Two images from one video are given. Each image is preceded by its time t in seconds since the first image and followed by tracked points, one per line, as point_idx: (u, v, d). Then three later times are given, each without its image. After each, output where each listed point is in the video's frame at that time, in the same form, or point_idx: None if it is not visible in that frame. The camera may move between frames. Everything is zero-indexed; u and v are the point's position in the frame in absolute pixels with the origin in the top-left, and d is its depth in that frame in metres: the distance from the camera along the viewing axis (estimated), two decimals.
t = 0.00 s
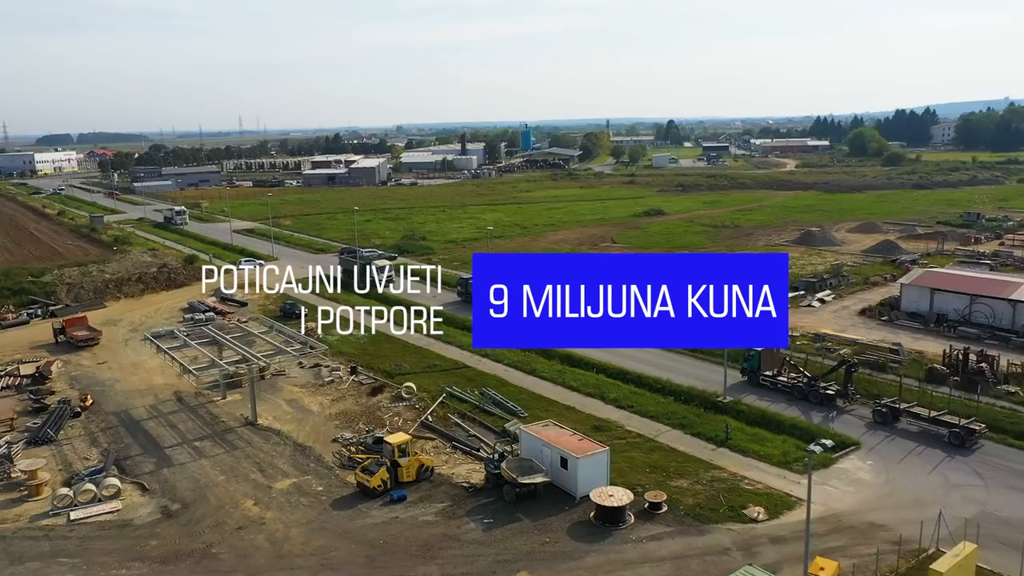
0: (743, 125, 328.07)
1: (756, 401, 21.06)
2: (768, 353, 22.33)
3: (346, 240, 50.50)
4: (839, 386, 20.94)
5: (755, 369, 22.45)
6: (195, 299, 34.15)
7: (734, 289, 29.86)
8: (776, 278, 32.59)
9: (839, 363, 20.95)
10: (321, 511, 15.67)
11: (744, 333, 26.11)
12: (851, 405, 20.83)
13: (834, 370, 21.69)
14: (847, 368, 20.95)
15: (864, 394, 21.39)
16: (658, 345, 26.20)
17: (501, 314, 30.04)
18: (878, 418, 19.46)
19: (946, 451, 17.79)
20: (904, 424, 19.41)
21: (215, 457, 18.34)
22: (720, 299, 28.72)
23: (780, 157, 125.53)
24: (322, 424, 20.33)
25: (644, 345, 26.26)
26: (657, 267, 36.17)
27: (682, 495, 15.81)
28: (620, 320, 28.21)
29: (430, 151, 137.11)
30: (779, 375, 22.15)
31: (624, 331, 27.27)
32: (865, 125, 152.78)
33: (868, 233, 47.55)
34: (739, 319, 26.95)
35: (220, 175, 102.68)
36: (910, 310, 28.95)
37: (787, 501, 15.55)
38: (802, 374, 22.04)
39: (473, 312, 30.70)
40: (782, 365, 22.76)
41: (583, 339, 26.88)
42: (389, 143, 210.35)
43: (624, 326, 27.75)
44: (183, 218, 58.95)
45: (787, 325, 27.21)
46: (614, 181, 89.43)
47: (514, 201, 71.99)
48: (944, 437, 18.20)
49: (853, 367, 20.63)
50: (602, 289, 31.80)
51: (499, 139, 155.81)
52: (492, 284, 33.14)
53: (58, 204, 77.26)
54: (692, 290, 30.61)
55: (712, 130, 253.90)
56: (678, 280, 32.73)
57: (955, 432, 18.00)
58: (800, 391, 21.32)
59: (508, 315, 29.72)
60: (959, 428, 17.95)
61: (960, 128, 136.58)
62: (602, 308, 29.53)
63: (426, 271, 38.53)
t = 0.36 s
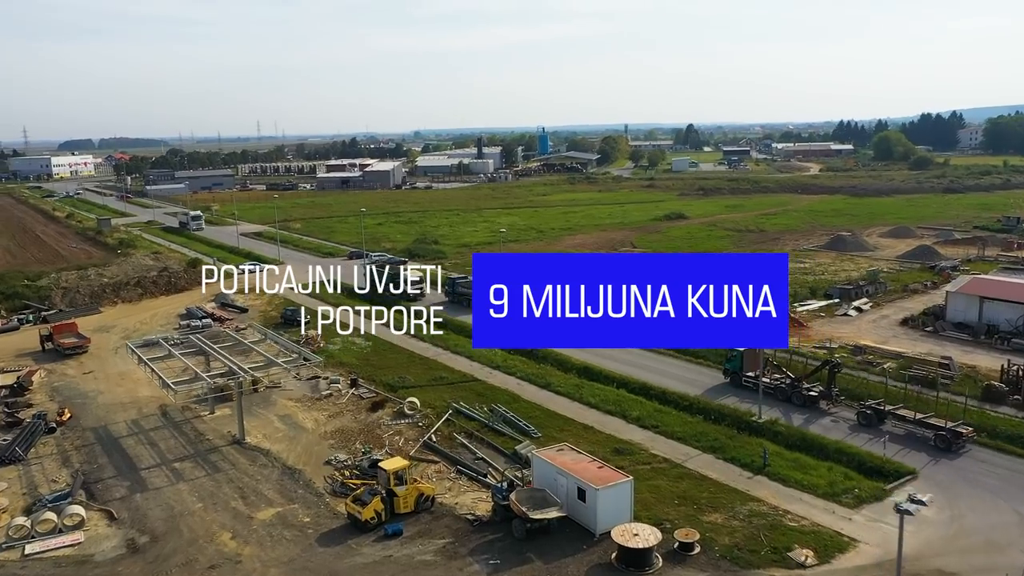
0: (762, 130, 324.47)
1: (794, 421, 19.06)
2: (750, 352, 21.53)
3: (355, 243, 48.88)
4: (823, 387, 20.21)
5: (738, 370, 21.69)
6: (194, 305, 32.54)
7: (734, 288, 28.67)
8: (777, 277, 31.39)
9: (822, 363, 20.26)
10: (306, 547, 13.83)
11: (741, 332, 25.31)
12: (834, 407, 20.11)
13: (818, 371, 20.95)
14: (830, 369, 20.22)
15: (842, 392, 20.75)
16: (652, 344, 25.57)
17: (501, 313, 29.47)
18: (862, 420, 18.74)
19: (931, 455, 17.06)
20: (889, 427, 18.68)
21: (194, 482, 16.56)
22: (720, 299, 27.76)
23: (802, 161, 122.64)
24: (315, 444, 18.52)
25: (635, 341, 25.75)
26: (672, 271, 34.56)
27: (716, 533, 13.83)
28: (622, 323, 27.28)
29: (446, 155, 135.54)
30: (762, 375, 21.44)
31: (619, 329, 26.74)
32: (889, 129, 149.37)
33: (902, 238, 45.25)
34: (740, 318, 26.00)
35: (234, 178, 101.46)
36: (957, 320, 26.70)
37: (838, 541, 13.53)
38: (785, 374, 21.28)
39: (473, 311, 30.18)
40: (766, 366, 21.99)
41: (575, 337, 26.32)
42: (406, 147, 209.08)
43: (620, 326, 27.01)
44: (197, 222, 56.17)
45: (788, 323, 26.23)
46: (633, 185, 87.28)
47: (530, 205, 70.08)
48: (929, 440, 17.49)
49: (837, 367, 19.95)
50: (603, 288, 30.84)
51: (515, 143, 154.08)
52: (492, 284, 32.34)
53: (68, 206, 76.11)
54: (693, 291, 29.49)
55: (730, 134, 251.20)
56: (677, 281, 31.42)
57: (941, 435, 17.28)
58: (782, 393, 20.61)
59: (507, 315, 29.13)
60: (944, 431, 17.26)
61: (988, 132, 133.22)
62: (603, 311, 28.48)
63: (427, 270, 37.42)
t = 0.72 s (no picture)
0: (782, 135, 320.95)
1: (839, 443, 16.98)
2: (732, 353, 20.69)
3: (364, 247, 47.29)
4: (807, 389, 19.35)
5: (720, 371, 20.87)
6: (192, 311, 30.97)
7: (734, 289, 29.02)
8: (776, 279, 31.71)
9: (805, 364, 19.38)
10: None
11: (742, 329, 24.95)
12: (819, 409, 19.24)
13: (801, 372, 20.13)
14: (814, 370, 19.41)
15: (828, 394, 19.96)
16: (650, 338, 25.15)
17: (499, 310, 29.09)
18: (845, 423, 17.89)
19: (916, 458, 16.22)
20: (873, 431, 17.82)
21: (169, 509, 14.83)
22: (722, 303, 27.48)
23: (825, 165, 119.91)
24: (305, 466, 16.74)
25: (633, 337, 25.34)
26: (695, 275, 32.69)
27: None
28: (624, 323, 26.72)
29: (462, 159, 133.89)
30: (744, 377, 20.61)
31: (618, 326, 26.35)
32: (914, 133, 146.33)
33: (937, 244, 43.01)
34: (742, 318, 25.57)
35: (247, 183, 100.29)
36: (1008, 331, 24.47)
37: None
38: (768, 376, 20.47)
39: (472, 311, 29.40)
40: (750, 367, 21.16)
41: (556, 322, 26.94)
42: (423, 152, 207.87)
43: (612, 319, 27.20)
44: (212, 228, 54.21)
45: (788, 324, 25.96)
46: (652, 189, 85.11)
47: (547, 209, 68.20)
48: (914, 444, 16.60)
49: (821, 368, 19.11)
50: (603, 290, 30.46)
51: (532, 148, 152.30)
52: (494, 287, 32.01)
53: (79, 210, 75.16)
54: (693, 295, 29.00)
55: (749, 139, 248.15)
56: (676, 282, 31.31)
57: (926, 439, 16.41)
58: (763, 394, 19.80)
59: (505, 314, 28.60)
60: (930, 434, 16.39)
61: (1017, 136, 129.83)
62: (600, 303, 28.96)
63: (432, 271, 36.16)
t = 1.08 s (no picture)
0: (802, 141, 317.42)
1: (901, 478, 14.73)
2: (713, 353, 20.05)
3: (374, 250, 45.62)
4: (789, 389, 18.70)
5: (701, 372, 20.26)
6: (189, 316, 29.34)
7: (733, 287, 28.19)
8: (776, 279, 30.54)
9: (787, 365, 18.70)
10: None
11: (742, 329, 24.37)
12: (800, 411, 18.61)
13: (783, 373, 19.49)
14: (796, 370, 18.69)
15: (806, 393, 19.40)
16: (646, 336, 24.52)
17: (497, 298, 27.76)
18: (825, 425, 17.23)
19: (897, 462, 15.51)
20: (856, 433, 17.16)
21: (130, 545, 13.01)
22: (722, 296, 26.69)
23: (850, 170, 117.10)
24: (290, 494, 14.88)
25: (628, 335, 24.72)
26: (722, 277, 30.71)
27: None
28: (621, 319, 26.00)
29: (478, 163, 132.18)
30: (726, 377, 20.01)
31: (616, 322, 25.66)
32: (941, 138, 143.13)
33: (978, 249, 40.62)
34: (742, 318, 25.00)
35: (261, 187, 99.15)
36: None
37: None
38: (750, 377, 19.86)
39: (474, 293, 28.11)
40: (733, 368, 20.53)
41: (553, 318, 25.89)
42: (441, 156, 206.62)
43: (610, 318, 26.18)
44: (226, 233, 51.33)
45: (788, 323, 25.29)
46: (673, 193, 82.86)
47: (564, 213, 66.30)
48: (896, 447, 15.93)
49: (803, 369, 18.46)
50: (603, 284, 29.67)
51: (549, 152, 150.50)
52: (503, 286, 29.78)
53: (89, 213, 74.06)
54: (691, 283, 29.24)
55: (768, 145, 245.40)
56: (680, 277, 30.38)
57: (908, 442, 15.74)
58: (744, 396, 19.18)
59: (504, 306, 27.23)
60: (913, 436, 15.72)
61: None
62: (599, 301, 27.77)
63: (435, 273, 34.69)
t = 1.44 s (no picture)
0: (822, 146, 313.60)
1: (978, 518, 12.63)
2: (694, 352, 19.45)
3: (383, 254, 43.96)
4: (770, 389, 18.13)
5: (682, 372, 19.69)
6: (184, 322, 27.74)
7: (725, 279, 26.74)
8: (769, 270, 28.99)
9: (767, 364, 18.08)
10: None
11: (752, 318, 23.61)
12: (782, 411, 18.05)
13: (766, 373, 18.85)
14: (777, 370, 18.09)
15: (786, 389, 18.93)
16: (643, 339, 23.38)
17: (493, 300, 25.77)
18: (806, 427, 16.65)
19: (876, 466, 14.96)
20: (836, 435, 16.58)
21: None
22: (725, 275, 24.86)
23: (875, 175, 114.15)
24: (269, 528, 13.05)
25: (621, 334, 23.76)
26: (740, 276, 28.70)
27: None
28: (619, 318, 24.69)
29: (494, 167, 130.53)
30: (708, 377, 19.43)
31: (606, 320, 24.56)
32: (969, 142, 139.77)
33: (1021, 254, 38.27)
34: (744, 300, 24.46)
35: (274, 190, 98.06)
36: None
37: None
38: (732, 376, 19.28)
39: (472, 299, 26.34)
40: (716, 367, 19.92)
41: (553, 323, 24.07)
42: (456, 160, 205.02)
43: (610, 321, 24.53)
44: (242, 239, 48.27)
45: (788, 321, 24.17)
46: (693, 197, 80.65)
47: (581, 216, 64.41)
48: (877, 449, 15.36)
49: (785, 369, 17.72)
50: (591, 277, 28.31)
51: (566, 156, 148.64)
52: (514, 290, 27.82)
53: (98, 216, 73.00)
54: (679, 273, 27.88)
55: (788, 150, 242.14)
56: (680, 271, 28.14)
57: (890, 444, 15.15)
58: (724, 397, 18.63)
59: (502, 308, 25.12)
60: (895, 439, 15.17)
61: None
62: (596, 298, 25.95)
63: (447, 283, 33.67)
